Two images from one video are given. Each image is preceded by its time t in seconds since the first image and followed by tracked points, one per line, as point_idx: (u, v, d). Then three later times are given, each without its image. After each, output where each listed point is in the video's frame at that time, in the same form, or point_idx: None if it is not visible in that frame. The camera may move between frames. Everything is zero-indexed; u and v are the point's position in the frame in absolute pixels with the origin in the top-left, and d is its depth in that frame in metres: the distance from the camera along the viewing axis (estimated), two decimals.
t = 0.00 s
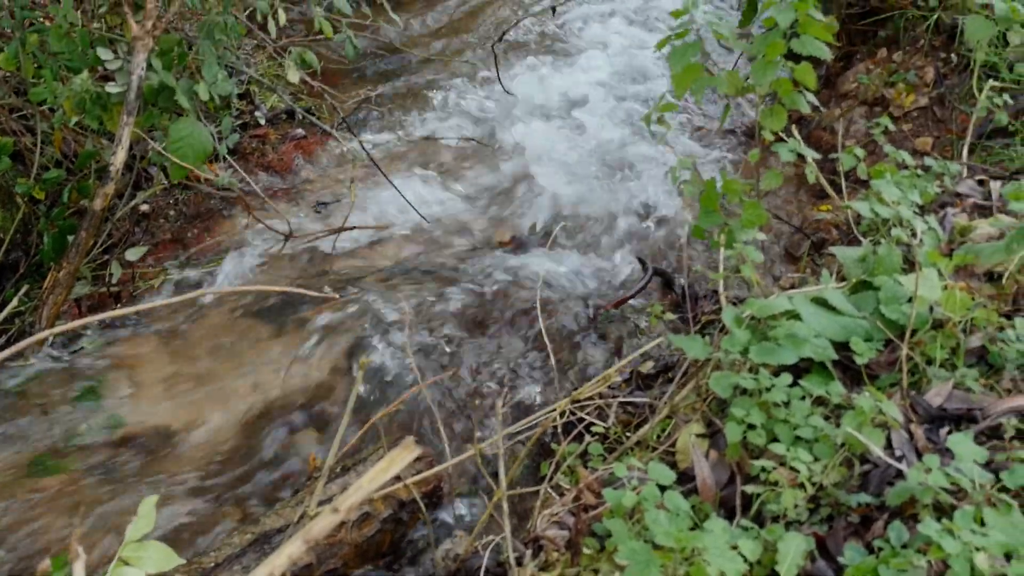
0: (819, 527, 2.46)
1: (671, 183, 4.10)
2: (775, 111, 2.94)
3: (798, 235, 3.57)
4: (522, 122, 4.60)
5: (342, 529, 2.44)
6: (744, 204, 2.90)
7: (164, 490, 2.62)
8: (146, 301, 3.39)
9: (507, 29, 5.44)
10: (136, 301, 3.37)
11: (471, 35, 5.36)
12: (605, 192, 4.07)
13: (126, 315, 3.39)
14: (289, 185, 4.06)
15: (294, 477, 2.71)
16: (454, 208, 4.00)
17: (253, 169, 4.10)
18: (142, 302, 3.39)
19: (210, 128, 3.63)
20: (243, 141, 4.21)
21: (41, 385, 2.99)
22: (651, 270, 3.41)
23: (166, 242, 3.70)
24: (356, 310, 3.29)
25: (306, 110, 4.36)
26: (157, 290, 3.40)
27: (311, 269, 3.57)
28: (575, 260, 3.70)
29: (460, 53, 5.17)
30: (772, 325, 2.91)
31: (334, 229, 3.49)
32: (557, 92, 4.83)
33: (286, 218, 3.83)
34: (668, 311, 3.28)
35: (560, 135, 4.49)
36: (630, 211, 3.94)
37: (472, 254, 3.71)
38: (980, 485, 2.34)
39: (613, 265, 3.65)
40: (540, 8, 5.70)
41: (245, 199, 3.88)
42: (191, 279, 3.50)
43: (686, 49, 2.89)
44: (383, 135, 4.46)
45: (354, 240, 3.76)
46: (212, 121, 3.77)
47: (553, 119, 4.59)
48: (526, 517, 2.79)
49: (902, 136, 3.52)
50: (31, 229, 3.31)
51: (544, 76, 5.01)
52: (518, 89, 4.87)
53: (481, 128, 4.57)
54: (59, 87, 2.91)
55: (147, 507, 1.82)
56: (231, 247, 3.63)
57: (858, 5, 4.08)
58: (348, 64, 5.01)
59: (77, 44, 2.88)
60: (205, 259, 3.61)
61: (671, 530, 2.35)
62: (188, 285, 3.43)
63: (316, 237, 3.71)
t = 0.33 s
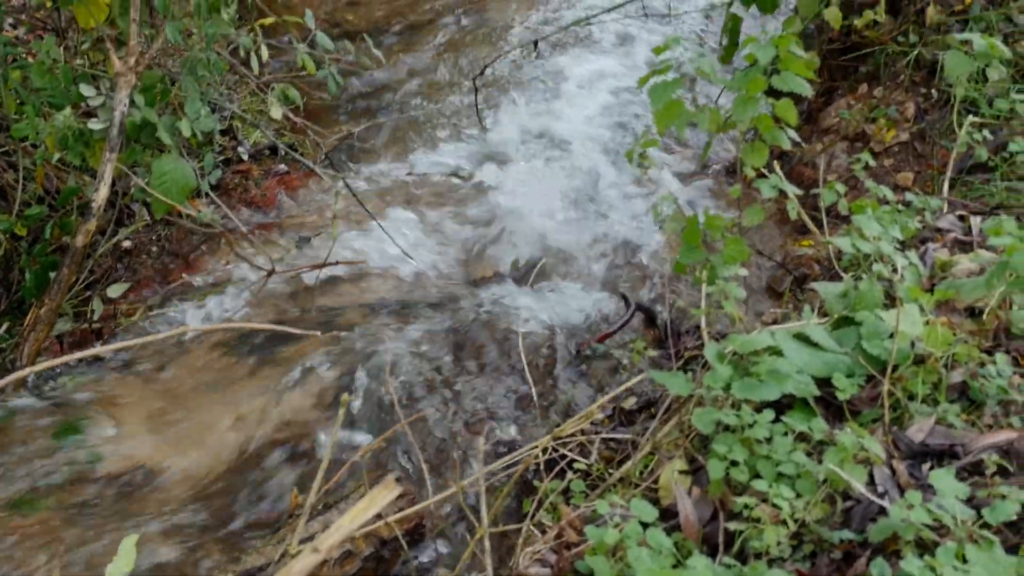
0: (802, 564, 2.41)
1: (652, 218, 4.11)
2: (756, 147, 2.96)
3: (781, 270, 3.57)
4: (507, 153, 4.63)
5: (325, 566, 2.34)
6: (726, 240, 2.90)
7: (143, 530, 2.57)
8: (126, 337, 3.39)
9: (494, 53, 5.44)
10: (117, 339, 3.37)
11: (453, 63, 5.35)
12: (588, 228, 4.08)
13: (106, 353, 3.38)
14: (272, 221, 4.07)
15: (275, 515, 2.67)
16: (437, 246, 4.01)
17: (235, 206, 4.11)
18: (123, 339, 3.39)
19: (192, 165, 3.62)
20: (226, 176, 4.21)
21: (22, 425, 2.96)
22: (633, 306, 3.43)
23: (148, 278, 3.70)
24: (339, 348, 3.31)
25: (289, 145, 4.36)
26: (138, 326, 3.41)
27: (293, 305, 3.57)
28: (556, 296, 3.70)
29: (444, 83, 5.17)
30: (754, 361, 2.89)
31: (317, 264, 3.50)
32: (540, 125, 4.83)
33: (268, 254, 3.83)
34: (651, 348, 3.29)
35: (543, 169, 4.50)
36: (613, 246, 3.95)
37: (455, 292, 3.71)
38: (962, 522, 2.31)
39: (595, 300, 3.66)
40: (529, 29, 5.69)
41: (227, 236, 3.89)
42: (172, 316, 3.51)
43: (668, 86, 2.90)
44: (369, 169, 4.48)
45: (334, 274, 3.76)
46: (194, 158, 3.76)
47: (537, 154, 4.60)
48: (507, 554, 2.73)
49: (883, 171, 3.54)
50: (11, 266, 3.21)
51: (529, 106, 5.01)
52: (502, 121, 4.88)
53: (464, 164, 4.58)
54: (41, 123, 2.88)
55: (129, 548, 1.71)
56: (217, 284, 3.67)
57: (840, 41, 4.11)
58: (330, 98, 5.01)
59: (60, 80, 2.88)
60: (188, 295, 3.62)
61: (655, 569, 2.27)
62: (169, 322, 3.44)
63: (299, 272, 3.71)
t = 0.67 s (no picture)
0: None
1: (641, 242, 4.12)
2: (743, 170, 2.96)
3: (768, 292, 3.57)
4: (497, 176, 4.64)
5: None
6: (714, 263, 2.89)
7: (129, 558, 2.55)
8: (114, 362, 3.39)
9: (483, 76, 5.44)
10: (105, 364, 3.37)
11: (441, 85, 5.35)
12: (577, 252, 4.08)
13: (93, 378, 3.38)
14: (261, 245, 4.07)
15: (263, 542, 2.66)
16: (426, 270, 4.01)
17: (224, 230, 4.10)
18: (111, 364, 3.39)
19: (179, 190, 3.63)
20: (213, 201, 4.20)
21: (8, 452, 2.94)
22: (622, 328, 3.43)
23: (136, 302, 3.70)
24: (327, 372, 3.31)
25: (276, 169, 4.35)
26: (125, 351, 3.41)
27: (281, 330, 3.57)
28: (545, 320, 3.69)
29: (431, 107, 5.17)
30: (742, 384, 2.87)
31: (307, 288, 3.50)
32: (529, 148, 4.83)
33: (257, 278, 3.85)
34: (640, 370, 3.30)
35: (531, 194, 4.51)
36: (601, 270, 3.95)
37: (444, 315, 3.71)
38: (950, 545, 2.30)
39: (584, 324, 3.66)
40: (517, 49, 5.70)
41: (216, 261, 3.89)
42: (160, 340, 3.51)
43: (655, 109, 2.91)
44: (357, 194, 4.48)
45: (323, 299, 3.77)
46: (182, 183, 3.76)
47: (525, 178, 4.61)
48: None
49: (870, 194, 3.56)
50: None
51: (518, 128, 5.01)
52: (491, 144, 4.88)
53: (452, 187, 4.58)
54: (28, 148, 2.88)
55: None
56: (205, 309, 3.67)
57: (827, 64, 4.13)
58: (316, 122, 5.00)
59: (47, 105, 2.89)
60: (176, 320, 3.62)
61: None
62: (158, 346, 3.44)
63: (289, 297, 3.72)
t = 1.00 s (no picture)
0: None
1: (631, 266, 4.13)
2: (733, 195, 2.97)
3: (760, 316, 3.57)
4: (488, 202, 4.64)
5: None
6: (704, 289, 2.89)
7: None
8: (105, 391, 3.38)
9: (473, 101, 5.46)
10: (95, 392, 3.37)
11: (432, 110, 5.38)
12: (567, 276, 4.09)
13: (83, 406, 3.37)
14: (252, 271, 4.07)
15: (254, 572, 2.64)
16: (417, 295, 4.02)
17: (214, 256, 4.10)
18: (101, 392, 3.38)
19: (169, 216, 3.64)
20: (203, 227, 4.19)
21: None
22: (613, 353, 3.44)
23: (127, 328, 3.71)
24: (317, 399, 3.31)
25: (266, 196, 4.35)
26: (116, 379, 3.41)
27: (273, 357, 3.57)
28: (536, 345, 3.69)
29: (423, 131, 5.19)
30: (733, 409, 2.85)
31: (298, 314, 3.51)
32: (519, 173, 4.85)
33: (247, 304, 3.85)
34: (632, 396, 3.30)
35: (522, 219, 4.51)
36: (591, 294, 3.96)
37: (435, 341, 3.71)
38: (944, 570, 2.29)
39: (574, 350, 3.65)
40: (509, 74, 5.72)
41: (206, 288, 3.89)
42: (151, 368, 3.51)
43: (644, 135, 2.91)
44: (348, 219, 4.49)
45: (313, 326, 3.77)
46: (172, 209, 3.76)
47: (516, 203, 4.62)
48: None
49: (861, 217, 3.57)
50: None
51: (509, 153, 5.02)
52: (482, 169, 4.89)
53: (443, 212, 4.59)
54: (17, 176, 2.87)
55: None
56: (192, 337, 3.65)
57: (816, 88, 4.15)
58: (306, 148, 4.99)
59: (36, 133, 2.88)
60: (167, 347, 3.61)
61: None
62: (147, 375, 3.42)
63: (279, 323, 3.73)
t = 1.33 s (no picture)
0: None
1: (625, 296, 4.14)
2: (728, 224, 2.96)
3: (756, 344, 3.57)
4: (483, 230, 4.66)
5: None
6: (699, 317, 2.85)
7: None
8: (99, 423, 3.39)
9: (469, 129, 5.48)
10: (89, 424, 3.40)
11: (427, 138, 5.41)
12: (562, 306, 4.09)
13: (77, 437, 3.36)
14: (247, 302, 4.08)
15: None
16: (412, 324, 4.02)
17: (209, 287, 4.11)
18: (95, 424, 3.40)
19: (163, 247, 3.64)
20: (198, 257, 4.21)
21: None
22: (609, 382, 3.43)
23: (121, 358, 3.71)
24: (311, 427, 3.31)
25: (261, 226, 4.36)
26: (111, 411, 3.42)
27: (268, 387, 3.57)
28: (530, 376, 3.69)
29: (419, 159, 5.21)
30: (729, 439, 2.80)
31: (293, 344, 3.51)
32: (515, 202, 4.87)
33: (242, 334, 3.86)
34: (628, 426, 3.30)
35: (517, 248, 4.53)
36: (586, 324, 3.96)
37: (430, 371, 3.71)
38: None
39: (568, 379, 3.65)
40: (505, 102, 5.75)
41: (201, 319, 3.90)
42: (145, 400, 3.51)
43: (639, 164, 2.90)
44: (344, 248, 4.50)
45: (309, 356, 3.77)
46: (166, 240, 3.77)
47: (511, 232, 4.63)
48: None
49: (856, 245, 3.59)
50: None
51: (504, 181, 5.04)
52: (478, 197, 4.91)
53: (439, 240, 4.60)
54: (11, 208, 2.84)
55: None
56: (187, 367, 3.66)
57: (810, 116, 4.16)
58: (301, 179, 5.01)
59: (31, 164, 2.88)
60: (162, 378, 3.61)
61: None
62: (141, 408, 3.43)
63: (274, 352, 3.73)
